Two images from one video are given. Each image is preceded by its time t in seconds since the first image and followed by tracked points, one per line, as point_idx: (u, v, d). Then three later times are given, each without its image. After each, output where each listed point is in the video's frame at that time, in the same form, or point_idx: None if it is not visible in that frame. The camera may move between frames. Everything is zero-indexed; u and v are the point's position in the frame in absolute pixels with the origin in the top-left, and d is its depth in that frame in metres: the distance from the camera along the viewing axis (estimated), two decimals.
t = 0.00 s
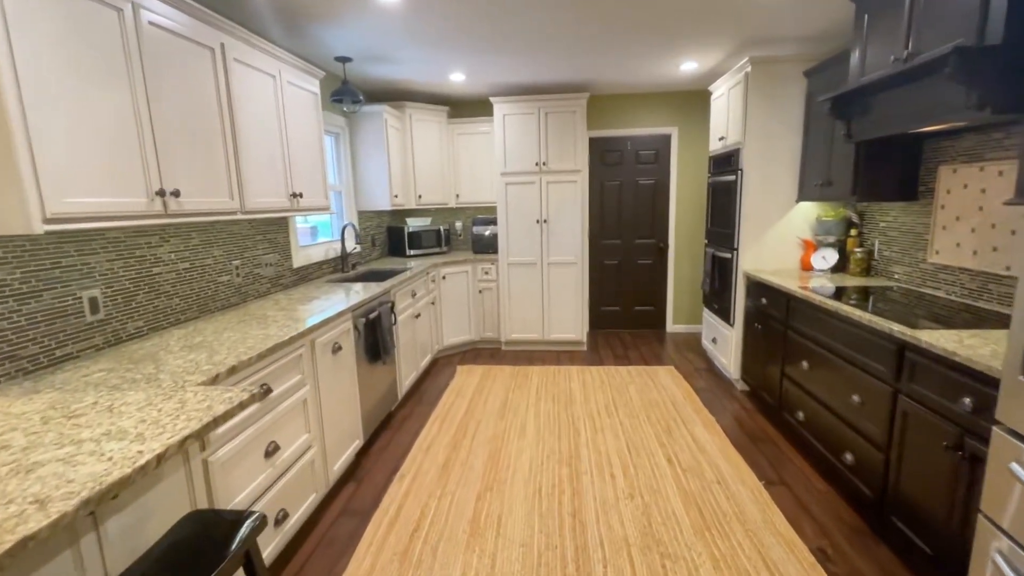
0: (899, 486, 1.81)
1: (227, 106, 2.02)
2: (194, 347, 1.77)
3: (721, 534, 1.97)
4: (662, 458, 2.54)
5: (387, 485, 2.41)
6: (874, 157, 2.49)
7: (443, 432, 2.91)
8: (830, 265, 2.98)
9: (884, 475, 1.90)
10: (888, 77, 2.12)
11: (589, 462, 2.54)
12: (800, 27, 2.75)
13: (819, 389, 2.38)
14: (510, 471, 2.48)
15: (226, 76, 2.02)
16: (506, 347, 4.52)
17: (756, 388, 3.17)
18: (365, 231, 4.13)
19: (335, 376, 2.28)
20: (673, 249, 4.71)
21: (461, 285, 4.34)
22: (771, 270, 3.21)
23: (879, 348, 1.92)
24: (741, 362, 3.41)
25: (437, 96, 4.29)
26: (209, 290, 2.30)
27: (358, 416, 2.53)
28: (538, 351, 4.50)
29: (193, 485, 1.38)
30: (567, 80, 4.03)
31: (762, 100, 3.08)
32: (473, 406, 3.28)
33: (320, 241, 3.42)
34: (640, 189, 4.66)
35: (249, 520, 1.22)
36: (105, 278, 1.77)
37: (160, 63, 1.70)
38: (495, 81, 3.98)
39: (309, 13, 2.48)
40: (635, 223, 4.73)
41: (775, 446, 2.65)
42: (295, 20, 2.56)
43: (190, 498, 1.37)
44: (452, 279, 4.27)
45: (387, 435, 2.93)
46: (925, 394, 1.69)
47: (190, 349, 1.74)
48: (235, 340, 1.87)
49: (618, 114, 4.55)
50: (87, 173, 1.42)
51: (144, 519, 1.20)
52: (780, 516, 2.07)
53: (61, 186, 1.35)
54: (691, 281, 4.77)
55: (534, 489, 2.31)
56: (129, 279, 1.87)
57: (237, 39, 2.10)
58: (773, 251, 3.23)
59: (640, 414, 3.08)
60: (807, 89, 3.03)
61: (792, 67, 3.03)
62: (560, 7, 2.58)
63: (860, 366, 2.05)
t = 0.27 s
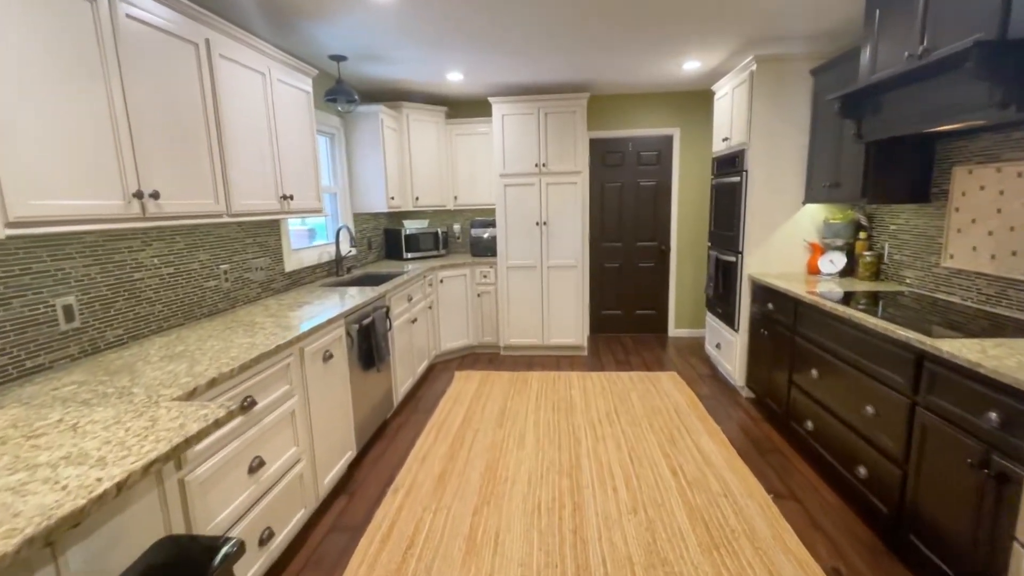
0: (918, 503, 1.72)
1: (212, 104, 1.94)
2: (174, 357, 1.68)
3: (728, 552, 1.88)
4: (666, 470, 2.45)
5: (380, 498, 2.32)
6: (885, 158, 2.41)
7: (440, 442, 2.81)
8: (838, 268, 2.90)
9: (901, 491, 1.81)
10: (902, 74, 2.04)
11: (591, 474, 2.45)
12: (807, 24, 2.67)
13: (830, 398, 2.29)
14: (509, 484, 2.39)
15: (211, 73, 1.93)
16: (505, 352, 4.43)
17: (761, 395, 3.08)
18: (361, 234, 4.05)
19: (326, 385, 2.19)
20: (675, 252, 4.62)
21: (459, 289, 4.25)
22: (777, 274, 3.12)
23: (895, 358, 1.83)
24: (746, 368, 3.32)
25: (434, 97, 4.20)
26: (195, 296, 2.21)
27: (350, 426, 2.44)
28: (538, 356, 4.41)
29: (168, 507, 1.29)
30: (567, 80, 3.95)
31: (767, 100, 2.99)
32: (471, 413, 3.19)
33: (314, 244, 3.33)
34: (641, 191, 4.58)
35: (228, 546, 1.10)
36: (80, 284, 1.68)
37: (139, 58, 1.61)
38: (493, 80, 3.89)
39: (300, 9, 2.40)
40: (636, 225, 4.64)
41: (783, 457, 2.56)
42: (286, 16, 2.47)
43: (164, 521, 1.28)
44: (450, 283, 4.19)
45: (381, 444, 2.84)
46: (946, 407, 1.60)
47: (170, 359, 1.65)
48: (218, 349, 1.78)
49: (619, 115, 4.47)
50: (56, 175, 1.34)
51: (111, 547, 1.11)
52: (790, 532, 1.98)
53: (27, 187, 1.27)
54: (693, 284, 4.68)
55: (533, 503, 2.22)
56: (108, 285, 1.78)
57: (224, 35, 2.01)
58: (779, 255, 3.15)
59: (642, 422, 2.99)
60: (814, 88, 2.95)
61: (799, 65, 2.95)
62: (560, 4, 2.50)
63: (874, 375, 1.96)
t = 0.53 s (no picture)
0: (940, 521, 1.63)
1: (195, 101, 1.85)
2: (153, 367, 1.58)
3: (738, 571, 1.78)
4: (671, 482, 2.36)
5: (374, 512, 2.22)
6: (898, 158, 2.32)
7: (436, 451, 2.72)
8: (847, 272, 2.81)
9: (921, 508, 1.72)
10: (918, 70, 1.95)
11: (593, 486, 2.35)
12: (815, 20, 2.59)
13: (842, 408, 2.20)
14: (507, 497, 2.29)
15: (194, 68, 1.84)
16: (504, 357, 4.34)
17: (768, 403, 2.99)
18: (356, 237, 3.96)
19: (316, 395, 2.10)
20: (677, 254, 4.54)
21: (457, 292, 4.16)
22: (784, 278, 3.03)
23: (914, 367, 1.75)
24: (751, 375, 3.23)
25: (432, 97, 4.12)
26: (180, 301, 2.12)
27: (343, 437, 2.35)
28: (537, 361, 4.32)
29: (145, 532, 1.20)
30: (567, 80, 3.87)
31: (773, 99, 2.91)
32: (468, 421, 3.10)
33: (307, 248, 3.24)
34: (642, 193, 4.49)
35: None
36: (54, 291, 1.59)
37: (114, 50, 1.52)
38: (492, 80, 3.81)
39: (290, 5, 2.32)
40: (638, 227, 4.56)
41: (792, 468, 2.47)
42: (276, 11, 2.39)
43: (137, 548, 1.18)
44: (448, 286, 4.10)
45: (376, 455, 2.74)
46: (971, 421, 1.51)
47: (147, 370, 1.56)
48: (201, 358, 1.69)
49: (620, 116, 4.39)
50: (21, 175, 1.25)
51: None
52: (803, 550, 1.89)
53: None
54: (696, 288, 4.59)
55: (534, 518, 2.13)
56: (84, 291, 1.69)
57: (209, 28, 1.92)
58: (786, 258, 3.06)
59: (645, 430, 2.89)
60: (821, 87, 2.87)
61: (806, 63, 2.87)
62: None
63: (890, 385, 1.87)
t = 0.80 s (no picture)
0: (961, 540, 1.55)
1: (179, 99, 1.76)
2: (130, 379, 1.50)
3: None
4: (676, 494, 2.27)
5: (367, 526, 2.14)
6: (910, 159, 2.24)
7: (433, 461, 2.63)
8: (856, 275, 2.73)
9: (941, 525, 1.64)
10: (934, 66, 1.87)
11: (595, 498, 2.26)
12: (823, 16, 2.51)
13: (854, 417, 2.12)
14: (506, 510, 2.20)
15: (178, 64, 1.76)
16: (503, 361, 4.25)
17: (774, 410, 2.91)
18: (352, 239, 3.87)
19: (307, 405, 2.01)
20: (680, 257, 4.46)
21: (455, 296, 4.08)
22: (790, 282, 2.95)
23: (933, 377, 1.67)
24: (756, 381, 3.15)
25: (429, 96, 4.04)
26: (165, 307, 2.03)
27: (335, 447, 2.26)
28: (537, 365, 4.23)
29: (115, 559, 1.11)
30: (568, 78, 3.79)
31: (779, 98, 2.83)
32: (466, 429, 3.01)
33: (300, 250, 3.15)
34: (644, 195, 4.41)
35: None
36: (26, 298, 1.50)
37: (89, 44, 1.43)
38: (491, 79, 3.73)
39: None
40: (639, 229, 4.47)
41: (800, 479, 2.38)
42: (267, 6, 2.31)
43: None
44: (446, 290, 4.01)
45: (370, 464, 2.66)
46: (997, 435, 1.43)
47: (124, 382, 1.47)
48: (183, 368, 1.60)
49: (621, 116, 4.31)
50: None
51: None
52: (816, 567, 1.80)
53: None
54: (699, 291, 4.51)
55: (535, 532, 2.04)
56: (59, 298, 1.60)
57: (195, 23, 1.84)
58: (792, 261, 2.98)
59: (649, 439, 2.81)
60: (829, 86, 2.79)
61: (813, 61, 2.79)
62: None
63: (908, 395, 1.79)
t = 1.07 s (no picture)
0: (982, 557, 1.48)
1: (163, 95, 1.69)
2: (108, 389, 1.42)
3: None
4: (680, 505, 2.19)
5: (360, 538, 2.06)
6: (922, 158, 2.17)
7: (429, 469, 2.55)
8: (865, 278, 2.66)
9: (959, 541, 1.57)
10: (949, 62, 1.80)
11: (596, 509, 2.19)
12: (831, 12, 2.43)
13: (865, 426, 2.04)
14: (504, 522, 2.12)
15: (162, 58, 1.68)
16: (502, 365, 4.17)
17: (780, 416, 2.83)
18: (348, 241, 3.79)
19: (297, 413, 1.93)
20: (682, 259, 4.39)
21: (453, 298, 4.00)
22: (796, 284, 2.88)
23: (952, 386, 1.59)
24: (761, 386, 3.07)
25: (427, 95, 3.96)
26: (150, 312, 1.95)
27: (327, 456, 2.18)
28: (536, 370, 4.15)
29: None
30: (568, 77, 3.71)
31: (785, 96, 2.76)
32: (463, 435, 2.93)
33: (294, 253, 3.07)
34: (645, 195, 4.34)
35: None
36: None
37: (65, 36, 1.36)
38: (489, 77, 3.66)
39: None
40: (640, 231, 4.40)
41: (808, 489, 2.31)
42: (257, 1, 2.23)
43: None
44: (444, 292, 3.93)
45: (364, 473, 2.58)
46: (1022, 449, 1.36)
47: (101, 392, 1.39)
48: (164, 377, 1.53)
49: (622, 115, 4.24)
50: None
51: None
52: None
53: None
54: (701, 293, 4.44)
55: (534, 546, 1.97)
56: (34, 303, 1.53)
57: (181, 16, 1.77)
58: (798, 263, 2.90)
59: (651, 446, 2.73)
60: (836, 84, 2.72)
61: (819, 58, 2.72)
62: None
63: (923, 404, 1.72)
